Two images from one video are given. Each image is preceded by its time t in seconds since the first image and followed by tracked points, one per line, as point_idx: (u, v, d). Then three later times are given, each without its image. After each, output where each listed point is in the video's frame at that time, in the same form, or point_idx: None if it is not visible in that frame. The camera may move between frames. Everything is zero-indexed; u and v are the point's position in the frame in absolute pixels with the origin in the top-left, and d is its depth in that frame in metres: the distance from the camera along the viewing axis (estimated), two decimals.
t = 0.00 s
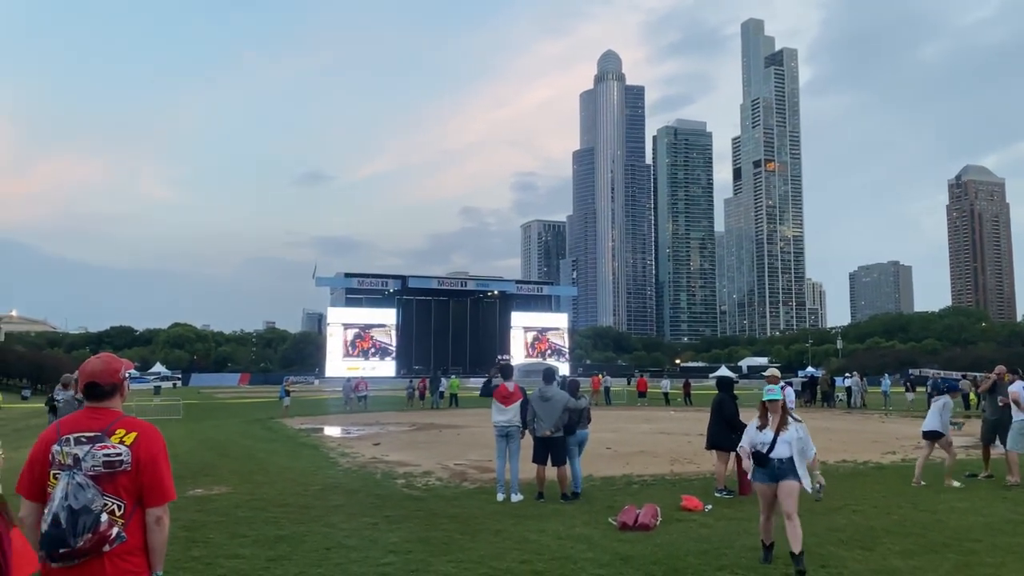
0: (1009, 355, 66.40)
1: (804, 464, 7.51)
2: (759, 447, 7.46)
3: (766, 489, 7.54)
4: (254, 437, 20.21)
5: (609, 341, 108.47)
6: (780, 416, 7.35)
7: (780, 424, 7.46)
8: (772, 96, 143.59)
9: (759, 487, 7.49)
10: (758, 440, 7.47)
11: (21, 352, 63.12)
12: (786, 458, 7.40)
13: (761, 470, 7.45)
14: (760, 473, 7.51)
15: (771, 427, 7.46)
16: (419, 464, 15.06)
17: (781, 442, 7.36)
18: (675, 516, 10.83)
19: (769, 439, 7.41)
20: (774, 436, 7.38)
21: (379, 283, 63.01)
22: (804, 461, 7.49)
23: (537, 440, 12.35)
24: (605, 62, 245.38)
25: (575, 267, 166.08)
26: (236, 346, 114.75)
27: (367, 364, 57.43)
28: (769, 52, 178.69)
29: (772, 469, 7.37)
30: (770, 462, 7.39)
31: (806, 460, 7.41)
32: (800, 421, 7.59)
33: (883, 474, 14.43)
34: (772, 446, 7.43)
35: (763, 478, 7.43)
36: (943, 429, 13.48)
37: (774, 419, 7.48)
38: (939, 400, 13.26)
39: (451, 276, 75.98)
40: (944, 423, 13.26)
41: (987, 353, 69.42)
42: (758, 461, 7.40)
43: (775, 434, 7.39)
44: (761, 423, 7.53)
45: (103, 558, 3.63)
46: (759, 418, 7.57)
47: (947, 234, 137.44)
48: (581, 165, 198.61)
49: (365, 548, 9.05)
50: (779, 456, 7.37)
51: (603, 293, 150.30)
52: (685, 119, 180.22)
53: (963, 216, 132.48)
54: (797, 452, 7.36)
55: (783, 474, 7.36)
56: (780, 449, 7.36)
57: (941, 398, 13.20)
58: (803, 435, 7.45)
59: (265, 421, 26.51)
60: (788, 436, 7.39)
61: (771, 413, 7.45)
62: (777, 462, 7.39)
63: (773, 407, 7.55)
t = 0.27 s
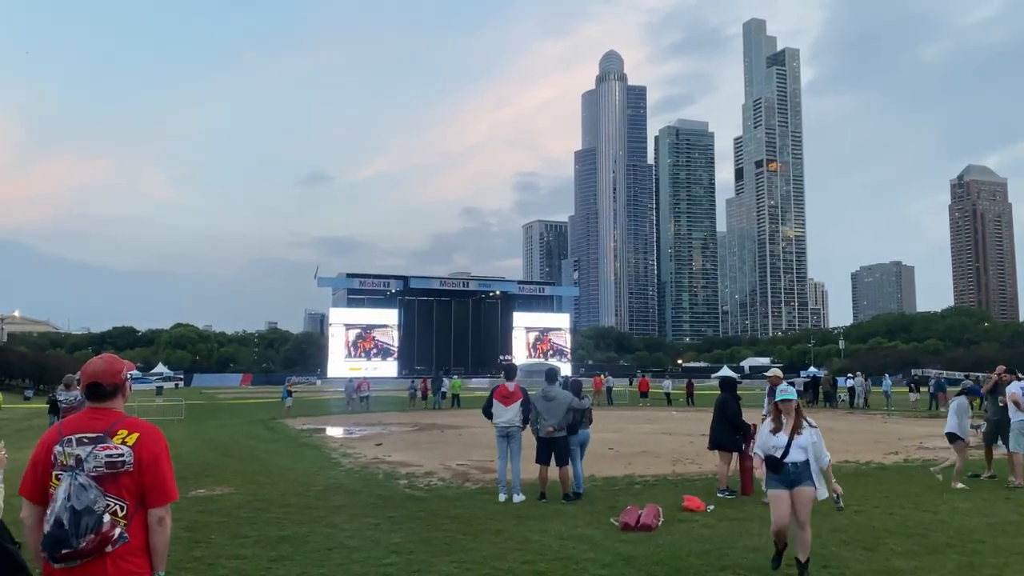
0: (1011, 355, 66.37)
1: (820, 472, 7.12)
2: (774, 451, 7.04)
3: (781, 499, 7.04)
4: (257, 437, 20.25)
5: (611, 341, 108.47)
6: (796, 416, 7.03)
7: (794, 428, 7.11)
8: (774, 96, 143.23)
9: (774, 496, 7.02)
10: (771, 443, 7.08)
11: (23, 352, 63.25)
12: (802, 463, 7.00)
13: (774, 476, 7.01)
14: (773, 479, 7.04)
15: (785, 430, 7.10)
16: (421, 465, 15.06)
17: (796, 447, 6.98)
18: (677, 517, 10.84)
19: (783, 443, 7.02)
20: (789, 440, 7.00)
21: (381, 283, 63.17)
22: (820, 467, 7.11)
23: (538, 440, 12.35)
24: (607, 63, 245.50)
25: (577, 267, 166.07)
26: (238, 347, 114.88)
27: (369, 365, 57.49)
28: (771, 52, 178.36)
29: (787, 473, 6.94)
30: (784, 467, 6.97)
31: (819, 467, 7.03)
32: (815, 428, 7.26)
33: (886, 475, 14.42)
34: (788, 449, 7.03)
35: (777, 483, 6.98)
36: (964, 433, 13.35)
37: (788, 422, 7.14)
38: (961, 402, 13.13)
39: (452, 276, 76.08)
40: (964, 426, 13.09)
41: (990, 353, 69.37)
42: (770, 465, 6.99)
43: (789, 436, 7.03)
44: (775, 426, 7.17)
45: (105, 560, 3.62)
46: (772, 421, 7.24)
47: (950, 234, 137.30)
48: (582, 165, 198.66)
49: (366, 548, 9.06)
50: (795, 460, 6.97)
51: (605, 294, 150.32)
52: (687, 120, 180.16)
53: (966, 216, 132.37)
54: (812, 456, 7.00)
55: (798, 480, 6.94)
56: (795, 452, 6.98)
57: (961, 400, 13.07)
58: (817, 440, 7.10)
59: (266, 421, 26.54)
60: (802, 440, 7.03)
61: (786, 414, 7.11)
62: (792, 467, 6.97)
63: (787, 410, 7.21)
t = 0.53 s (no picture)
0: (1011, 355, 66.35)
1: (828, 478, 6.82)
2: (782, 458, 6.72)
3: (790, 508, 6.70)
4: (258, 438, 20.28)
5: (611, 342, 108.44)
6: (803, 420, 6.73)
7: (803, 433, 6.79)
8: (774, 96, 143.16)
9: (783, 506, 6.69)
10: (779, 450, 6.76)
11: (24, 352, 63.23)
12: (811, 468, 6.71)
13: (783, 482, 6.66)
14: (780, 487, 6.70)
15: (792, 436, 6.78)
16: (422, 465, 15.06)
17: (805, 453, 6.67)
18: (679, 517, 10.83)
19: (791, 449, 6.71)
20: (798, 445, 6.69)
21: (381, 284, 63.23)
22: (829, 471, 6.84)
23: (540, 440, 12.35)
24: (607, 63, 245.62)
25: (577, 267, 166.11)
26: (239, 347, 114.93)
27: (369, 365, 57.54)
28: (771, 52, 178.28)
29: (797, 480, 6.61)
30: (794, 474, 6.64)
31: (827, 473, 6.76)
32: (821, 430, 6.97)
33: (887, 475, 14.44)
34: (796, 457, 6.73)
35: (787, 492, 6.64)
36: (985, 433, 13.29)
37: (794, 427, 6.83)
38: (983, 403, 12.98)
39: (453, 276, 76.12)
40: (984, 427, 13.00)
41: (990, 353, 69.33)
42: (780, 471, 6.64)
43: (798, 443, 6.72)
44: (781, 432, 6.85)
45: (105, 560, 3.63)
46: (777, 425, 6.93)
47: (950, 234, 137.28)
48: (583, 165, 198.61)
49: (367, 549, 9.06)
50: (804, 468, 6.65)
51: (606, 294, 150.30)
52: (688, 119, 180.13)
53: (966, 216, 132.37)
54: (822, 461, 6.70)
55: (809, 488, 6.63)
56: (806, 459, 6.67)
57: (981, 400, 12.94)
58: (824, 444, 6.82)
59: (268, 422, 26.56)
60: (811, 445, 6.73)
61: (791, 418, 6.82)
62: (803, 475, 6.65)
63: (793, 414, 6.92)
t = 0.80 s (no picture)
0: (1011, 355, 66.34)
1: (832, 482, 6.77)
2: (781, 460, 6.74)
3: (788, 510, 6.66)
4: (258, 438, 20.30)
5: (611, 342, 108.47)
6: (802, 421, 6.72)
7: (803, 434, 6.80)
8: (774, 96, 143.13)
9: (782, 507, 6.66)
10: (778, 452, 6.78)
11: (24, 353, 63.23)
12: (812, 471, 6.67)
13: (782, 486, 6.65)
14: (781, 489, 6.67)
15: (793, 438, 6.80)
16: (422, 465, 15.07)
17: (806, 455, 6.67)
18: (678, 516, 10.85)
19: (791, 451, 6.72)
20: (798, 447, 6.70)
21: (381, 284, 63.25)
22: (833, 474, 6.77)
23: (539, 440, 12.34)
24: (607, 63, 245.53)
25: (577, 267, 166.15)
26: (239, 347, 114.90)
27: (369, 365, 57.58)
28: (771, 52, 178.25)
29: (796, 483, 6.59)
30: (792, 476, 6.63)
31: (831, 476, 6.70)
32: (825, 434, 6.93)
33: (888, 475, 14.45)
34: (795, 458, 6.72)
35: (785, 494, 6.62)
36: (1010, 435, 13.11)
37: (796, 427, 6.84)
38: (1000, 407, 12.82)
39: (453, 276, 76.11)
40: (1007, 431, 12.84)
41: (990, 353, 69.33)
42: (778, 474, 6.65)
43: (798, 444, 6.72)
44: (781, 433, 6.86)
45: (105, 561, 3.63)
46: (778, 426, 6.95)
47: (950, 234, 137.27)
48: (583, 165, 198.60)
49: (366, 549, 9.07)
50: (804, 470, 6.63)
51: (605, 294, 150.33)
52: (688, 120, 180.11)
53: (966, 216, 132.38)
54: (822, 464, 6.66)
55: (808, 492, 6.58)
56: (804, 460, 6.66)
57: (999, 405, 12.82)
58: (827, 447, 6.78)
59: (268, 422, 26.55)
60: (812, 447, 6.72)
61: (793, 419, 6.82)
62: (801, 477, 6.63)
63: (796, 414, 6.91)
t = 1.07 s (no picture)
0: (1010, 355, 66.31)
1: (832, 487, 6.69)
2: (777, 464, 6.72)
3: (786, 516, 6.68)
4: (257, 438, 20.27)
5: (611, 342, 108.42)
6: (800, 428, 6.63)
7: (803, 437, 6.74)
8: (774, 96, 143.13)
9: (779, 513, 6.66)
10: (775, 456, 6.74)
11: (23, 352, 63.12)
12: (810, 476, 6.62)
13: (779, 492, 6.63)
14: (777, 497, 6.68)
15: (790, 439, 6.76)
16: (421, 465, 15.06)
17: (803, 459, 6.61)
18: (678, 516, 10.86)
19: (788, 455, 6.68)
20: (795, 452, 6.65)
21: (381, 284, 63.24)
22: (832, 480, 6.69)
23: (538, 440, 12.33)
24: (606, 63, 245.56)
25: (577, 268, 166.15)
26: (238, 347, 114.76)
27: (369, 365, 57.58)
28: (770, 51, 178.23)
29: (790, 489, 6.56)
30: (787, 482, 6.59)
31: (832, 480, 6.63)
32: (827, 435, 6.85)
33: (887, 475, 14.44)
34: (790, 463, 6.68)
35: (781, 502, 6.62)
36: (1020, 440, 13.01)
37: (794, 430, 6.80)
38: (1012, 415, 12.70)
39: (452, 276, 76.12)
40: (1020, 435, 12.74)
41: (989, 352, 69.30)
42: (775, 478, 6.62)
43: (793, 451, 6.67)
44: (781, 437, 6.80)
45: (104, 562, 3.64)
46: (777, 429, 6.91)
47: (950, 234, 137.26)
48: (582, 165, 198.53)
49: (365, 549, 9.07)
50: (800, 475, 6.58)
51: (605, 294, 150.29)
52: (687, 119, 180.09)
53: (966, 216, 132.39)
54: (822, 469, 6.59)
55: (805, 497, 6.54)
56: (800, 465, 6.60)
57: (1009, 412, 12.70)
58: (828, 450, 6.68)
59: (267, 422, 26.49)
60: (810, 451, 6.65)
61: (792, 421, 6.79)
62: (797, 483, 6.58)
63: (796, 416, 6.89)
